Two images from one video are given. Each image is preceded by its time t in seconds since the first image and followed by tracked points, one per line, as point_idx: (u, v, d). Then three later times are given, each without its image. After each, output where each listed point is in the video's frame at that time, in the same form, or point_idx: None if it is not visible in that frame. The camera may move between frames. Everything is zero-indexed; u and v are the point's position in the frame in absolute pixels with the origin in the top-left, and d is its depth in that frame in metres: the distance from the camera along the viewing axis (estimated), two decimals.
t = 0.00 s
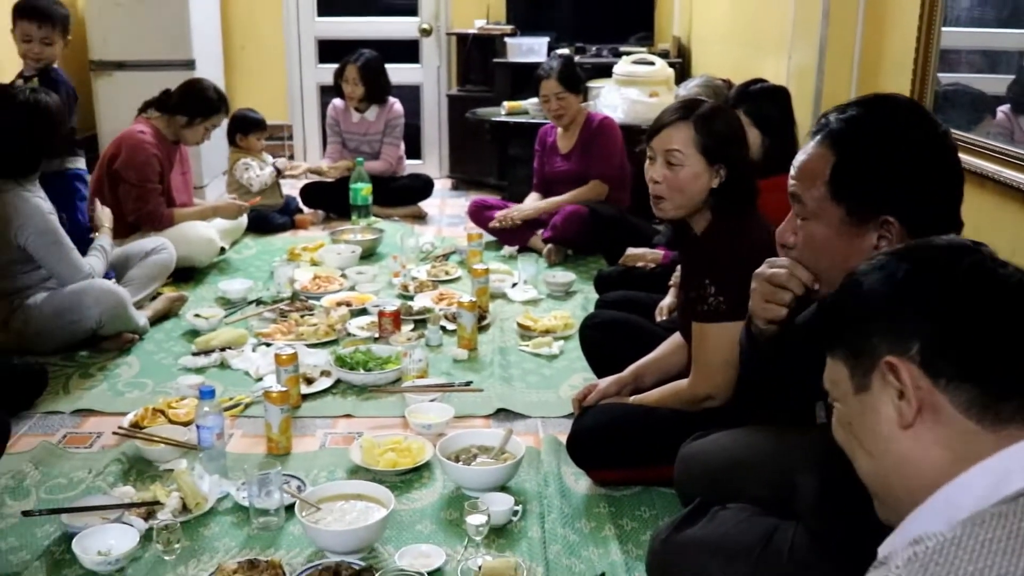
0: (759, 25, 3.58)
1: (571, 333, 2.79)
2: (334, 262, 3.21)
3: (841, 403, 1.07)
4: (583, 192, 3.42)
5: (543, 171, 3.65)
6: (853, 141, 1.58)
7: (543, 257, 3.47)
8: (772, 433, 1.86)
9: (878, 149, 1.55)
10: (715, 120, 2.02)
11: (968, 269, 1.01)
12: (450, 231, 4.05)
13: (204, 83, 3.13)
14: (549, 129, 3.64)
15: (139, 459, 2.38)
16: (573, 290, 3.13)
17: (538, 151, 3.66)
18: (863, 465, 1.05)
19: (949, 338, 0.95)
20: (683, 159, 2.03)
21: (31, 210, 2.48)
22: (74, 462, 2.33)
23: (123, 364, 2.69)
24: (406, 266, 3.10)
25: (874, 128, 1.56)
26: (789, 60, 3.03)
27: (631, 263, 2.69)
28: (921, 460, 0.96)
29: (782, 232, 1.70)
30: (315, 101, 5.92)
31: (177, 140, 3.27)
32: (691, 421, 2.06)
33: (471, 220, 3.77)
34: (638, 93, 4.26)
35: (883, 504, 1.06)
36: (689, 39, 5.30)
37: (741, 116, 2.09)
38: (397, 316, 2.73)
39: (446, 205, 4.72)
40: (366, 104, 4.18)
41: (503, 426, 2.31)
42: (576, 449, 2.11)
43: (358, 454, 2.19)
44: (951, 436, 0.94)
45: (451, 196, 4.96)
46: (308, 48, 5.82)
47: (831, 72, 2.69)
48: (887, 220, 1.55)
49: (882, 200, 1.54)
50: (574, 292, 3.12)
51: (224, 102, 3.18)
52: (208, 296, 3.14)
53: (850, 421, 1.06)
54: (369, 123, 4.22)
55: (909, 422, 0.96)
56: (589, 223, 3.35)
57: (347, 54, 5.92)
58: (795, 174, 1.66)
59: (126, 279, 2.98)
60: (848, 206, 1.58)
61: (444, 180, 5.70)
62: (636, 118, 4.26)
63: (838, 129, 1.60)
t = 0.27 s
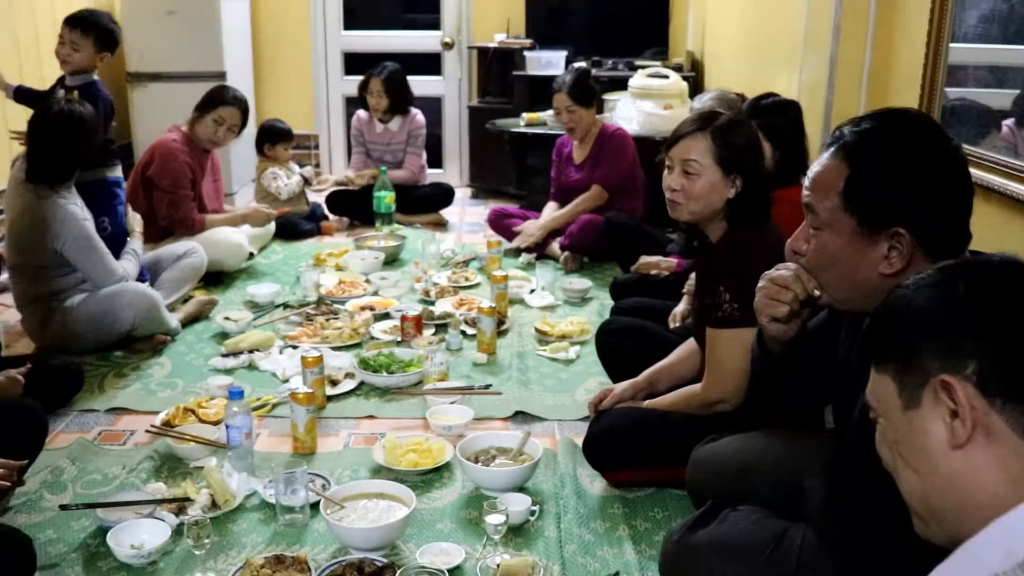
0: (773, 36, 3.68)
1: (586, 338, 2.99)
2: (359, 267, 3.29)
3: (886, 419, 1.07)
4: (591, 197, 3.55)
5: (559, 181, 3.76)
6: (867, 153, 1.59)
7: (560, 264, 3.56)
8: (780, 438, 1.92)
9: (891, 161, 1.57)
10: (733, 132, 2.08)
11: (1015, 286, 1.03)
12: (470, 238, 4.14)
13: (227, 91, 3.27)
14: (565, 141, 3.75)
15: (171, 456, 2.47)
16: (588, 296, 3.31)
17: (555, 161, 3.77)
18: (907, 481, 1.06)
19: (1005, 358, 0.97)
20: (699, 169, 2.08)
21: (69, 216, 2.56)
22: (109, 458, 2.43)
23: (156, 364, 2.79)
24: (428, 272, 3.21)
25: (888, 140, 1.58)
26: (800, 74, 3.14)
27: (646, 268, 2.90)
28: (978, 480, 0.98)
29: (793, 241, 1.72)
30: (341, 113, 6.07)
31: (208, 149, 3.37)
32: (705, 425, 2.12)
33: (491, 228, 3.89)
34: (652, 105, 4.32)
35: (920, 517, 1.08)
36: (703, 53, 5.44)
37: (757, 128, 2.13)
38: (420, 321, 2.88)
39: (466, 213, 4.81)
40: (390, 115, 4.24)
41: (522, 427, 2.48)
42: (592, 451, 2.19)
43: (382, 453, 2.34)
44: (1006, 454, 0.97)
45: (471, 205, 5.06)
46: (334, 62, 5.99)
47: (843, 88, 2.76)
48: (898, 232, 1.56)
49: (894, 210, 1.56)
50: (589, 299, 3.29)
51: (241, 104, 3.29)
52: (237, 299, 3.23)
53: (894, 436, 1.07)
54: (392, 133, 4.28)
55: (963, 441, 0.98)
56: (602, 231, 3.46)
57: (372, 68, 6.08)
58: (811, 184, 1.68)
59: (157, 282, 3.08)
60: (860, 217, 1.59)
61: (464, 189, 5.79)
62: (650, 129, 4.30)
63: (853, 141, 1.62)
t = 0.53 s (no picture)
0: (777, 61, 3.81)
1: (597, 341, 3.16)
2: (382, 272, 3.44)
3: (905, 427, 1.07)
4: (604, 217, 3.65)
5: (571, 193, 3.88)
6: (865, 166, 1.65)
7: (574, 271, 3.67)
8: (781, 439, 2.03)
9: (887, 176, 1.62)
10: (738, 146, 2.19)
11: None
12: (487, 246, 4.27)
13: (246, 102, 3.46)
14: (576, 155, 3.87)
15: (205, 449, 2.63)
16: (599, 301, 3.45)
17: (567, 173, 3.90)
18: (922, 490, 1.06)
19: None
20: (706, 181, 2.19)
21: (108, 224, 2.73)
22: (149, 450, 2.59)
23: (191, 363, 2.94)
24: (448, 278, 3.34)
25: (885, 155, 1.63)
26: (800, 94, 3.34)
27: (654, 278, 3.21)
28: (1004, 496, 0.98)
29: (795, 250, 1.78)
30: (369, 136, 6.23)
31: (235, 158, 3.55)
32: (710, 425, 2.25)
33: (507, 238, 4.01)
34: (660, 122, 4.40)
35: (927, 522, 1.08)
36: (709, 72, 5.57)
37: (759, 145, 2.25)
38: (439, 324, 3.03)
39: (483, 223, 4.94)
40: (413, 129, 4.39)
41: (536, 426, 2.69)
42: (605, 449, 2.31)
43: (403, 449, 2.54)
44: None
45: (489, 215, 5.19)
46: (361, 81, 6.13)
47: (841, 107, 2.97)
48: (894, 243, 1.61)
49: (890, 223, 1.61)
50: (601, 304, 3.44)
51: (256, 110, 3.47)
52: (268, 301, 3.39)
53: (909, 445, 1.07)
54: (416, 146, 4.43)
55: (996, 460, 0.98)
56: (613, 242, 3.58)
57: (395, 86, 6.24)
58: (812, 196, 1.74)
59: (193, 285, 3.24)
60: (858, 229, 1.65)
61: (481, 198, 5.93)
62: (658, 144, 4.39)
63: (853, 155, 1.68)
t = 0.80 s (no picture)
0: (776, 76, 3.93)
1: (606, 340, 3.27)
2: (402, 273, 3.57)
3: (913, 435, 1.07)
4: (619, 220, 3.76)
5: (583, 198, 4.00)
6: (868, 172, 1.73)
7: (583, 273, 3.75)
8: (780, 434, 2.13)
9: (889, 182, 1.70)
10: (740, 155, 2.33)
11: None
12: (502, 249, 4.38)
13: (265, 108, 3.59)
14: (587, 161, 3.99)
15: (233, 441, 2.77)
16: (608, 301, 3.55)
17: (579, 180, 4.01)
18: (930, 495, 1.06)
19: None
20: (709, 188, 2.33)
21: (143, 226, 2.89)
22: (179, 441, 2.73)
23: (220, 359, 3.08)
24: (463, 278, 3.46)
25: (887, 163, 1.71)
26: (800, 104, 3.54)
27: (660, 278, 3.36)
28: (1019, 509, 0.98)
29: (799, 251, 1.85)
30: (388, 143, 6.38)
31: (258, 162, 3.69)
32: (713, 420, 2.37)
33: (521, 240, 4.12)
34: (665, 131, 4.49)
35: (935, 529, 1.09)
36: (712, 84, 5.64)
37: (759, 154, 2.38)
38: (456, 323, 3.16)
39: (497, 227, 5.06)
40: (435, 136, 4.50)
41: (548, 420, 2.85)
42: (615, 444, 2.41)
43: (420, 442, 2.69)
44: None
45: (503, 219, 5.31)
46: (381, 91, 6.26)
47: (840, 116, 3.17)
48: (896, 248, 1.69)
49: (893, 226, 1.68)
50: (609, 304, 3.53)
51: (274, 114, 3.60)
52: (293, 300, 3.51)
53: (915, 452, 1.07)
54: (438, 153, 4.54)
55: (1011, 477, 0.97)
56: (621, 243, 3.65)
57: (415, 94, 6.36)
58: (816, 199, 1.81)
59: (221, 284, 3.38)
60: (861, 232, 1.72)
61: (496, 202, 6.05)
62: (662, 152, 4.47)
63: (857, 161, 1.76)
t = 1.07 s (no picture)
0: (783, 82, 3.95)
1: (618, 336, 3.32)
2: (417, 271, 3.63)
3: (913, 437, 1.12)
4: (626, 218, 3.81)
5: (594, 197, 4.04)
6: (874, 172, 1.77)
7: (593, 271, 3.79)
8: (788, 428, 2.17)
9: (895, 182, 1.74)
10: (746, 156, 2.40)
11: None
12: (515, 248, 4.44)
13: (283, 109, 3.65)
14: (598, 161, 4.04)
15: (254, 434, 2.84)
16: (619, 299, 3.58)
17: (590, 180, 4.06)
18: (932, 495, 1.11)
19: None
20: (717, 189, 2.41)
21: (167, 226, 2.96)
22: (202, 434, 2.81)
23: (241, 353, 3.16)
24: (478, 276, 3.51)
25: (894, 163, 1.75)
26: (806, 108, 3.58)
27: (670, 275, 3.41)
28: (1021, 510, 1.02)
29: (807, 250, 1.89)
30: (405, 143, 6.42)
31: (278, 162, 3.76)
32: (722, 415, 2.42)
33: (535, 239, 4.18)
34: (675, 133, 4.52)
35: (937, 529, 1.14)
36: (720, 87, 5.66)
37: (766, 154, 2.44)
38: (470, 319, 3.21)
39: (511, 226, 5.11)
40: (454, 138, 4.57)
41: (561, 414, 2.91)
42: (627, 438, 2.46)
43: (436, 435, 2.77)
44: None
45: (516, 218, 5.36)
46: (398, 93, 6.32)
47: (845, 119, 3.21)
48: (903, 246, 1.73)
49: (899, 226, 1.72)
50: (620, 301, 3.57)
51: (293, 114, 3.66)
52: (312, 297, 3.58)
53: (914, 452, 1.12)
54: (457, 154, 4.62)
55: (1014, 480, 1.01)
56: (630, 242, 3.69)
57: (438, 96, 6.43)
58: (824, 199, 1.85)
59: (242, 280, 3.47)
60: (868, 231, 1.77)
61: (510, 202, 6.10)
62: (672, 154, 4.51)
63: (863, 161, 1.80)
